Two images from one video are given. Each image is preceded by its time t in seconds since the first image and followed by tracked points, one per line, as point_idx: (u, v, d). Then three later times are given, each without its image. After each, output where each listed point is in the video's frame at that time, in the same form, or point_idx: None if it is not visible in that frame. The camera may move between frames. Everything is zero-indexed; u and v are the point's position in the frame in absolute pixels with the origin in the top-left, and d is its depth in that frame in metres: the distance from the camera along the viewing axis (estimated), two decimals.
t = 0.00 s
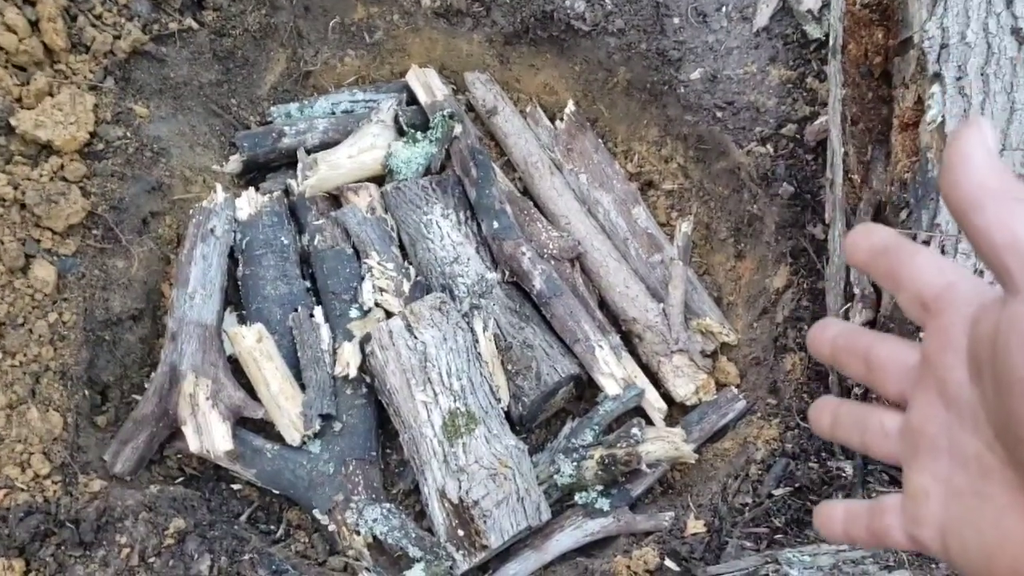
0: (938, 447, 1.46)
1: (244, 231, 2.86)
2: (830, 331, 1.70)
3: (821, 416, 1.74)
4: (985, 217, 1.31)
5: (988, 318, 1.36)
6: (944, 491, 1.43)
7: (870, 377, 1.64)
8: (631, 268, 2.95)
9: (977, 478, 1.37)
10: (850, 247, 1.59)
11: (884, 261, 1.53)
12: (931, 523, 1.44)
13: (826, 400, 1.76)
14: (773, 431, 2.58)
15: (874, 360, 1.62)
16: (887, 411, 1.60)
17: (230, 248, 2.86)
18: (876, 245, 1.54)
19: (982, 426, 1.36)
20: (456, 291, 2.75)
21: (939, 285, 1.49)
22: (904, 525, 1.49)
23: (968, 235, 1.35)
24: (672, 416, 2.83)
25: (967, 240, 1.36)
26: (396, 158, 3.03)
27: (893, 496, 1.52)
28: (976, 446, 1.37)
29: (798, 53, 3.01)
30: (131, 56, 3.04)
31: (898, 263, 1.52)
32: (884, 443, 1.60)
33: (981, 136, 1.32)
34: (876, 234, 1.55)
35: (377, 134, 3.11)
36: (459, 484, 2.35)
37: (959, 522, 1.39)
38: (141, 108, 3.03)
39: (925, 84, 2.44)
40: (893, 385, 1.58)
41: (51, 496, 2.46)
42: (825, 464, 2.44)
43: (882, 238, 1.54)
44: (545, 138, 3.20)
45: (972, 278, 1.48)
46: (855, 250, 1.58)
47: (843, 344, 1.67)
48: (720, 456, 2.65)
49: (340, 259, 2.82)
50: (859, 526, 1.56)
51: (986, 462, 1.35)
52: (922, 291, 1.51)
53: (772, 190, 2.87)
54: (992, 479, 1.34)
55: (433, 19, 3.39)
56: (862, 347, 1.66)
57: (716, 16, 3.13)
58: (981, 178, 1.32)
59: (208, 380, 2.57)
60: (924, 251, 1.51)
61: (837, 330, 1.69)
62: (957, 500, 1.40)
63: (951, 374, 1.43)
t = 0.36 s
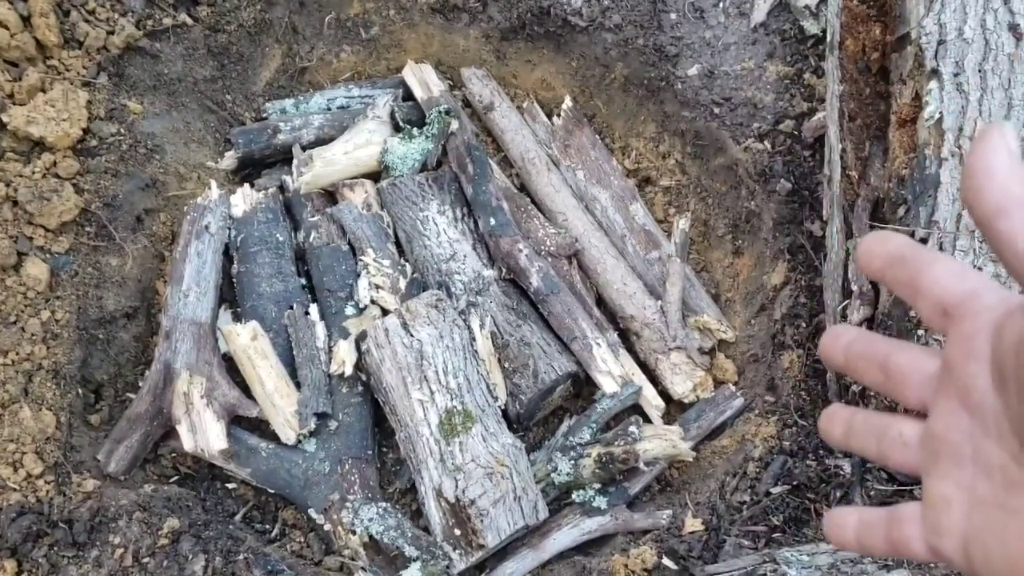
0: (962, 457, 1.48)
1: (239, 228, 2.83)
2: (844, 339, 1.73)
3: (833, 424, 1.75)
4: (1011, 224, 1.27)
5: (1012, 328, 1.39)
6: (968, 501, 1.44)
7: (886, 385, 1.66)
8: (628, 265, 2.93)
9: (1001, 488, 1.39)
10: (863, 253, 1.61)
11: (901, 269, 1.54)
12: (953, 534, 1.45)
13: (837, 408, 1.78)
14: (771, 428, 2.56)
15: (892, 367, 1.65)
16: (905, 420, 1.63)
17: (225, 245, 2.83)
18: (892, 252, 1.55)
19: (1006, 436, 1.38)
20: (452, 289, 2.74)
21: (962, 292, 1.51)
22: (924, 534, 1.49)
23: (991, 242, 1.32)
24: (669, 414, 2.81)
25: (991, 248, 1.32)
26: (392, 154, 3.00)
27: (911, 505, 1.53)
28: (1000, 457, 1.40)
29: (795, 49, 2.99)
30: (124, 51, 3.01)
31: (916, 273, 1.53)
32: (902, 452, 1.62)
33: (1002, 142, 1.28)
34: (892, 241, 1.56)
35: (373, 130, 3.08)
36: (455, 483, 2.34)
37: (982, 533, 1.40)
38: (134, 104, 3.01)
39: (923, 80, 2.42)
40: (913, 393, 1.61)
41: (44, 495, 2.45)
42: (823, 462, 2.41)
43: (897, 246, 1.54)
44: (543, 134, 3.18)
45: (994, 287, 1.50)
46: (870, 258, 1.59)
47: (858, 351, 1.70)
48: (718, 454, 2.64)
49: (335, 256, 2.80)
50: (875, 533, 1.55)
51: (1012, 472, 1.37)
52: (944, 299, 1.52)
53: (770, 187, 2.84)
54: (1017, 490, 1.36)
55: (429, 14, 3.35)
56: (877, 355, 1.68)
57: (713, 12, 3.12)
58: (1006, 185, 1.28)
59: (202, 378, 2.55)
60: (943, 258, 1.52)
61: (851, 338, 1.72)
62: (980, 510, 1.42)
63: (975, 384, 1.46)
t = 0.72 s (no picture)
0: (956, 464, 1.47)
1: (241, 217, 2.83)
2: (830, 346, 1.72)
3: (812, 434, 1.74)
4: (1003, 236, 1.26)
5: (1002, 337, 1.38)
6: (964, 509, 1.45)
7: (877, 393, 1.67)
8: (629, 254, 2.93)
9: (996, 497, 1.39)
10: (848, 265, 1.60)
11: (889, 280, 1.55)
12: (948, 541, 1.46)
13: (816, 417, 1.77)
14: (773, 417, 2.57)
15: (883, 375, 1.65)
16: (894, 428, 1.63)
17: (227, 234, 2.83)
18: (876, 265, 1.55)
19: (999, 445, 1.37)
20: (454, 277, 2.74)
21: (954, 301, 1.50)
22: (916, 541, 1.52)
23: (984, 253, 1.30)
24: (671, 403, 2.82)
25: (984, 258, 1.30)
26: (394, 143, 2.99)
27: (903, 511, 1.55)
28: (993, 464, 1.40)
29: (798, 38, 2.98)
30: (126, 40, 3.00)
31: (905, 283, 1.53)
32: (892, 460, 1.63)
33: (990, 153, 1.25)
34: (877, 253, 1.55)
35: (373, 119, 3.07)
36: (458, 472, 2.35)
37: (978, 541, 1.41)
38: (136, 93, 3.00)
39: (926, 70, 2.41)
40: (905, 401, 1.62)
41: (48, 484, 2.45)
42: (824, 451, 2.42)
43: (883, 258, 1.54)
44: (544, 123, 3.17)
45: (986, 293, 1.49)
46: (855, 270, 1.58)
47: (845, 357, 1.69)
48: (720, 443, 2.65)
49: (337, 245, 2.80)
50: (865, 539, 1.58)
51: (1005, 480, 1.37)
52: (935, 309, 1.52)
53: (772, 176, 2.84)
54: (1010, 498, 1.36)
55: (430, 3, 3.34)
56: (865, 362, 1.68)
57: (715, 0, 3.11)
58: (995, 197, 1.25)
59: (205, 367, 2.55)
60: (932, 268, 1.52)
61: (837, 344, 1.71)
62: (976, 518, 1.42)
63: (968, 392, 1.45)
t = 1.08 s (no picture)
0: (967, 405, 1.47)
1: (245, 208, 2.82)
2: (825, 269, 1.73)
3: (805, 358, 1.76)
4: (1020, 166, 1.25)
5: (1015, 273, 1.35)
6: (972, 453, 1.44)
7: (877, 321, 1.70)
8: (634, 246, 2.92)
9: (1006, 442, 1.38)
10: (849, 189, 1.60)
11: (888, 203, 1.54)
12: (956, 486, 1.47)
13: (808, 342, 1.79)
14: (779, 409, 2.56)
15: (883, 303, 1.68)
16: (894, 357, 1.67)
17: (231, 226, 2.83)
18: (879, 188, 1.54)
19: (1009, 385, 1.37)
20: (458, 269, 2.73)
21: (963, 229, 1.49)
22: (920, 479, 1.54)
23: (1005, 179, 1.29)
24: (676, 395, 2.81)
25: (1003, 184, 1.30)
26: (398, 134, 2.99)
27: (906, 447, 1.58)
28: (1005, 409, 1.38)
29: (803, 28, 2.97)
30: (129, 31, 2.98)
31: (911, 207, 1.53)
32: (894, 391, 1.66)
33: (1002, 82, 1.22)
34: (875, 173, 1.55)
35: (377, 110, 3.05)
36: (463, 464, 2.35)
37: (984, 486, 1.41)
38: (139, 84, 2.99)
39: (934, 60, 2.38)
40: (906, 328, 1.66)
41: (53, 476, 2.46)
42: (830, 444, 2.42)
43: (880, 181, 1.54)
44: (548, 114, 3.16)
45: (999, 219, 1.46)
46: (857, 193, 1.59)
47: (841, 283, 1.71)
48: (725, 434, 2.65)
49: (341, 237, 2.79)
50: (867, 472, 1.61)
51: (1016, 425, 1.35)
52: (942, 234, 1.52)
53: (778, 167, 2.82)
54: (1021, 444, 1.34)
55: None
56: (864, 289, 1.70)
57: None
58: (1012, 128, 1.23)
59: (210, 359, 2.55)
60: (936, 193, 1.52)
61: (833, 268, 1.72)
62: (984, 463, 1.41)
63: (978, 329, 1.44)
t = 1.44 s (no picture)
0: (972, 421, 1.47)
1: (241, 199, 2.81)
2: (834, 300, 1.68)
3: (820, 387, 1.72)
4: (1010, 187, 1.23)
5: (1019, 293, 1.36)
6: (981, 465, 1.44)
7: (887, 348, 1.66)
8: (633, 236, 2.91)
9: (1014, 454, 1.38)
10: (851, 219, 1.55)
11: (893, 231, 1.50)
12: (966, 500, 1.46)
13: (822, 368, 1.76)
14: (776, 400, 2.56)
15: (892, 330, 1.64)
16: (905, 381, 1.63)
17: (229, 217, 2.82)
18: (883, 218, 1.50)
19: (1017, 400, 1.37)
20: (455, 260, 2.73)
21: (965, 251, 1.47)
22: (932, 497, 1.52)
23: (991, 199, 1.27)
24: (674, 385, 2.81)
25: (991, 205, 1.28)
26: (395, 125, 2.97)
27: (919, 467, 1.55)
28: (1011, 423, 1.38)
29: (802, 18, 2.96)
30: (125, 21, 2.99)
31: (912, 235, 1.49)
32: (905, 414, 1.63)
33: (995, 102, 1.19)
34: (877, 204, 1.50)
35: (375, 101, 3.05)
36: (461, 454, 2.35)
37: (994, 499, 1.41)
38: (135, 75, 2.98)
39: (932, 50, 2.36)
40: (914, 354, 1.61)
41: (50, 467, 2.45)
42: (828, 434, 2.41)
43: (884, 212, 1.50)
44: (546, 104, 3.15)
45: (997, 242, 1.46)
46: (859, 223, 1.54)
47: (851, 312, 1.66)
48: (723, 425, 2.65)
49: (339, 228, 2.78)
50: (880, 495, 1.58)
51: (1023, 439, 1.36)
52: (943, 259, 1.49)
53: (777, 157, 2.81)
54: None
55: None
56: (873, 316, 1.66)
57: None
58: (1005, 148, 1.20)
59: (207, 350, 2.55)
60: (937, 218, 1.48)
61: (842, 298, 1.67)
62: (993, 476, 1.42)
63: (983, 345, 1.44)
